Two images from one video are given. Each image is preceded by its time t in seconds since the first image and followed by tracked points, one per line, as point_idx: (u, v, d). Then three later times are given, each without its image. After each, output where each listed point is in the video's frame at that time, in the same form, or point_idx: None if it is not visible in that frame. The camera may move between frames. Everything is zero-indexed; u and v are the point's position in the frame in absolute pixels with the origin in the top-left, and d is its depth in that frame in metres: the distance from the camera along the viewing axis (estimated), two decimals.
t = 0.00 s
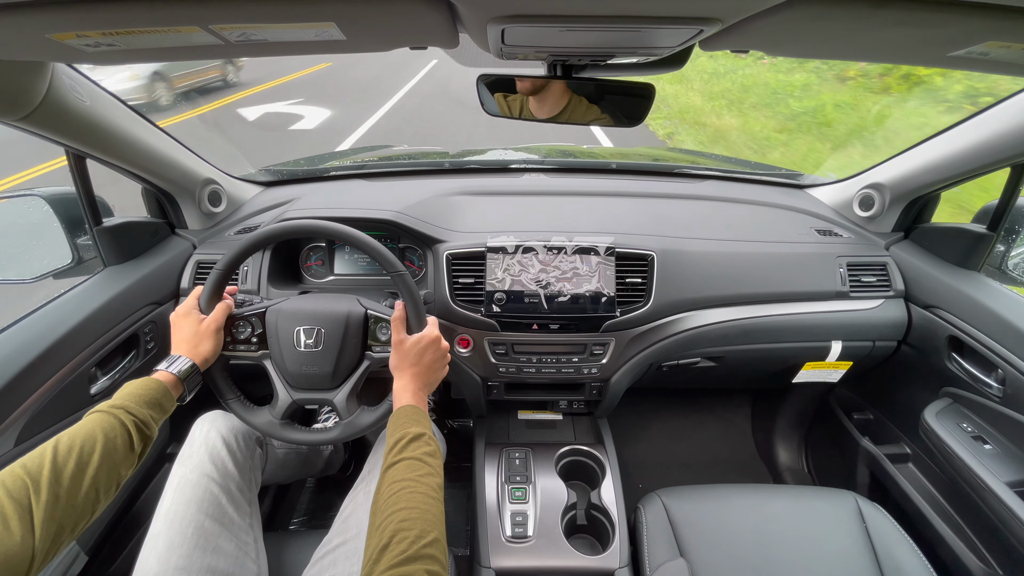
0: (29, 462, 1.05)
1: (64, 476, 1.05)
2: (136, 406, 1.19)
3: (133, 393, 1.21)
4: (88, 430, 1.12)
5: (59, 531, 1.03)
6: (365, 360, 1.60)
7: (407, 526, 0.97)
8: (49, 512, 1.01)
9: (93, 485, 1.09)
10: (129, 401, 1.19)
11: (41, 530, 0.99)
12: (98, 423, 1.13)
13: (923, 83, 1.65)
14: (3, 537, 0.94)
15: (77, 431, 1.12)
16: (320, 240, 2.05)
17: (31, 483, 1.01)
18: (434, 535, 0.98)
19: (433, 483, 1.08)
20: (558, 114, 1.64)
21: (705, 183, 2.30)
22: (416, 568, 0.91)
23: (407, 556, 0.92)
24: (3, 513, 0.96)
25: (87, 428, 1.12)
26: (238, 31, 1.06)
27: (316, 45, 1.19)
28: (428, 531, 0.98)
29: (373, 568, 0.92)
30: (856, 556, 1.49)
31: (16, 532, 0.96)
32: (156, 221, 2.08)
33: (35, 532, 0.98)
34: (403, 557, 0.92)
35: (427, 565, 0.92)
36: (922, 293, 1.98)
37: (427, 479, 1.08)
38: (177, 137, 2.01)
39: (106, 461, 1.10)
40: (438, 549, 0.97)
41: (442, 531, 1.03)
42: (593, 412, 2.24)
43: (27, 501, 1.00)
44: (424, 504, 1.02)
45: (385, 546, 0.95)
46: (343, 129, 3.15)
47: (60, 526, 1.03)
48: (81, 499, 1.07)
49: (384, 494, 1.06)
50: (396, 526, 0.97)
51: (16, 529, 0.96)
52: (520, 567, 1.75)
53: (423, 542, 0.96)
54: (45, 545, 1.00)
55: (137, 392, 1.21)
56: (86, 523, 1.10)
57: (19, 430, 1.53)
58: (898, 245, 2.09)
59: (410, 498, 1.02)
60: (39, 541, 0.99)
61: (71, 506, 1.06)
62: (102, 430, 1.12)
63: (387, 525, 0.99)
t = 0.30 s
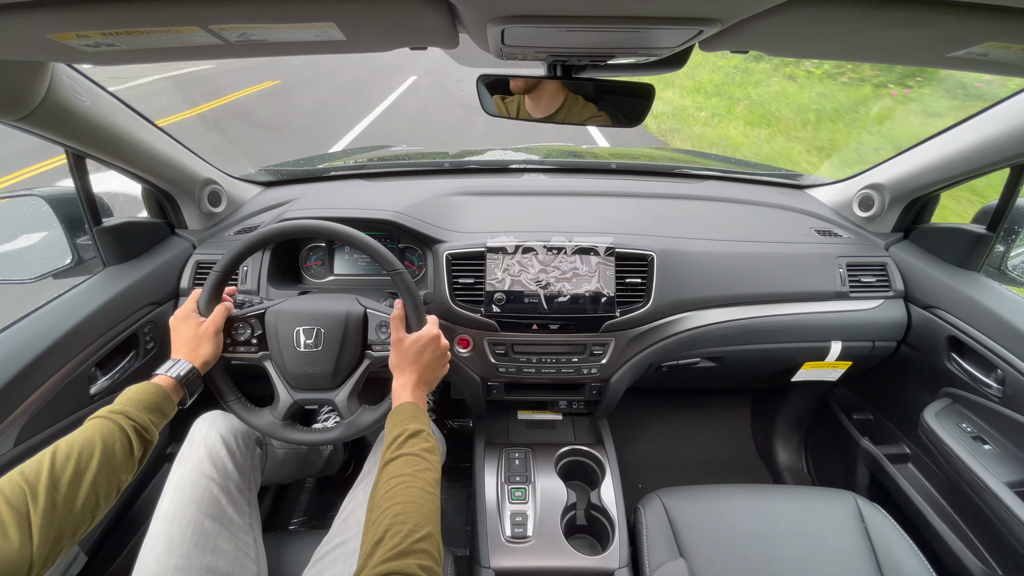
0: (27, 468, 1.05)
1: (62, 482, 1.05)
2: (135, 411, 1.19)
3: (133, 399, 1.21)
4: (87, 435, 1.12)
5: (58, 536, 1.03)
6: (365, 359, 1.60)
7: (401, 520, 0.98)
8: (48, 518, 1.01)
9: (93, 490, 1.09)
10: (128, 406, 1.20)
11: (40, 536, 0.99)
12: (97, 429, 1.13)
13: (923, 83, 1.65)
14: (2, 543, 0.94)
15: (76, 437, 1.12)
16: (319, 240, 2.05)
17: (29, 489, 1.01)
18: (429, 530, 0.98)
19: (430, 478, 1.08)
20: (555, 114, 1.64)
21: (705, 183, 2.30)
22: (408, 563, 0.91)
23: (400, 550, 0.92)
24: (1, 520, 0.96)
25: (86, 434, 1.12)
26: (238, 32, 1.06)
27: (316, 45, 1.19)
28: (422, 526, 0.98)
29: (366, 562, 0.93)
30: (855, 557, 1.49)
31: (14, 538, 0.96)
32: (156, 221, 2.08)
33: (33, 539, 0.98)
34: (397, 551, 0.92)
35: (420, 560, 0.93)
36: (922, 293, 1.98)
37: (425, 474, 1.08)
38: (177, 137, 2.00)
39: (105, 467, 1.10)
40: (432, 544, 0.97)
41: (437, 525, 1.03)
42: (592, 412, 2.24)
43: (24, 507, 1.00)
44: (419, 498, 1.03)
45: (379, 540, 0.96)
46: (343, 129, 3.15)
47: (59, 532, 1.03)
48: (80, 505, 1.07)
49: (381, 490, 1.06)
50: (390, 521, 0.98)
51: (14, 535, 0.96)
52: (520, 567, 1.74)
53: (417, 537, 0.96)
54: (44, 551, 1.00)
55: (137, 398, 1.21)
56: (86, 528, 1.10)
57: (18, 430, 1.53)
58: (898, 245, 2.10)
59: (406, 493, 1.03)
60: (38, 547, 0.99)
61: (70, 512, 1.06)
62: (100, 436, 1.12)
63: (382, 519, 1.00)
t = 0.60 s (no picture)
0: (27, 469, 1.05)
1: (62, 482, 1.05)
2: (136, 411, 1.19)
3: (134, 399, 1.21)
4: (87, 435, 1.12)
5: (57, 536, 1.03)
6: (365, 359, 1.60)
7: (398, 521, 0.98)
8: (47, 518, 1.01)
9: (92, 491, 1.09)
10: (128, 406, 1.19)
11: (39, 536, 0.99)
12: (97, 429, 1.13)
13: (923, 84, 1.65)
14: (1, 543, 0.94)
15: (76, 437, 1.11)
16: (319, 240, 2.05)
17: (29, 489, 1.01)
18: (426, 531, 0.99)
19: (428, 480, 1.08)
20: (554, 114, 1.64)
21: (705, 183, 2.30)
22: (406, 564, 0.91)
23: (398, 552, 0.93)
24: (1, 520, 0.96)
25: (86, 434, 1.12)
26: (238, 32, 1.06)
27: (317, 46, 1.19)
28: (419, 528, 0.98)
29: (364, 564, 0.93)
30: (856, 558, 1.49)
31: (14, 538, 0.96)
32: (156, 221, 2.08)
33: (33, 538, 0.98)
34: (394, 552, 0.93)
35: (418, 561, 0.93)
36: (922, 293, 1.98)
37: (423, 475, 1.08)
38: (177, 137, 2.00)
39: (105, 467, 1.10)
40: (430, 545, 0.98)
41: (434, 527, 1.03)
42: (593, 413, 2.24)
43: (24, 507, 1.00)
44: (417, 500, 1.03)
45: (377, 541, 0.96)
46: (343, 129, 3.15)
47: (58, 533, 1.03)
48: (79, 504, 1.07)
49: (379, 491, 1.07)
50: (387, 522, 0.98)
51: (14, 536, 0.96)
52: (520, 568, 1.74)
53: (414, 538, 0.96)
54: (44, 551, 1.00)
55: (138, 398, 1.21)
56: (86, 528, 1.10)
57: (18, 431, 1.52)
58: (898, 246, 2.10)
59: (403, 494, 1.03)
60: (37, 547, 0.99)
61: (70, 512, 1.05)
62: (100, 436, 1.12)
63: (380, 520, 1.00)
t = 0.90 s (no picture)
0: (29, 474, 1.05)
1: (62, 487, 1.05)
2: (137, 415, 1.19)
3: (136, 403, 1.22)
4: (89, 440, 1.12)
5: (58, 540, 1.03)
6: (366, 359, 1.60)
7: (396, 520, 0.98)
8: (48, 522, 1.01)
9: (93, 495, 1.09)
10: (130, 410, 1.20)
11: (40, 540, 0.99)
12: (98, 434, 1.13)
13: (923, 84, 1.65)
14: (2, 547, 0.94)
15: (77, 442, 1.12)
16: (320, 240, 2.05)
17: (30, 494, 1.02)
18: (424, 530, 0.99)
19: (427, 479, 1.08)
20: (553, 114, 1.64)
21: (705, 183, 2.30)
22: (404, 563, 0.91)
23: (396, 551, 0.93)
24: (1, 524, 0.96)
25: (87, 439, 1.12)
26: (238, 32, 1.05)
27: (317, 46, 1.19)
28: (417, 527, 0.98)
29: (362, 563, 0.93)
30: (856, 558, 1.49)
31: (14, 542, 0.96)
32: (156, 221, 2.08)
33: (33, 542, 0.98)
34: (392, 551, 0.93)
35: (416, 560, 0.93)
36: (923, 293, 1.98)
37: (421, 475, 1.08)
38: (177, 137, 2.00)
39: (106, 471, 1.10)
40: (428, 544, 0.98)
41: (433, 526, 1.03)
42: (593, 413, 2.24)
43: (24, 511, 1.00)
44: (415, 500, 1.03)
45: (375, 540, 0.96)
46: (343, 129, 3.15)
47: (59, 537, 1.03)
48: (80, 508, 1.07)
49: (378, 491, 1.07)
50: (386, 522, 0.98)
51: (15, 540, 0.96)
52: (520, 568, 1.74)
53: (412, 537, 0.96)
54: (45, 554, 1.00)
55: (139, 403, 1.22)
56: (87, 533, 1.10)
57: (18, 431, 1.52)
58: (898, 246, 2.10)
59: (402, 494, 1.03)
60: (38, 551, 0.99)
61: (71, 516, 1.05)
62: (102, 440, 1.12)
63: (379, 520, 1.00)
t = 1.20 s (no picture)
0: (27, 478, 1.05)
1: (60, 490, 1.06)
2: (136, 418, 1.20)
3: (135, 406, 1.22)
4: (88, 444, 1.12)
5: (57, 544, 1.03)
6: (366, 358, 1.60)
7: (397, 518, 0.98)
8: (46, 526, 1.02)
9: (92, 498, 1.09)
10: (129, 413, 1.20)
11: (38, 544, 0.99)
12: (97, 438, 1.13)
13: (924, 84, 1.65)
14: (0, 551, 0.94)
15: (77, 446, 1.12)
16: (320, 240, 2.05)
17: (28, 498, 1.02)
18: (424, 527, 0.99)
19: (427, 477, 1.08)
20: (552, 114, 1.64)
21: (705, 184, 2.30)
22: (405, 560, 0.91)
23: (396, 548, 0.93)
24: None
25: (86, 443, 1.12)
26: (239, 32, 1.05)
27: (318, 46, 1.19)
28: (417, 524, 0.98)
29: (363, 560, 0.93)
30: (856, 559, 1.49)
31: (12, 546, 0.96)
32: (157, 221, 2.08)
33: (32, 545, 0.98)
34: (392, 548, 0.93)
35: (417, 557, 0.93)
36: (923, 293, 1.98)
37: (421, 472, 1.08)
38: (178, 138, 2.01)
39: (104, 475, 1.11)
40: (429, 541, 0.97)
41: (434, 523, 1.03)
42: (593, 413, 2.24)
43: (23, 515, 1.00)
44: (416, 497, 1.03)
45: (376, 537, 0.96)
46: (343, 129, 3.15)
47: (57, 540, 1.03)
48: (78, 512, 1.07)
49: (379, 489, 1.07)
50: (387, 519, 0.98)
51: (13, 543, 0.96)
52: (520, 568, 1.74)
53: (411, 534, 0.96)
54: (43, 558, 1.00)
55: (139, 405, 1.22)
56: (85, 537, 1.10)
57: (18, 431, 1.52)
58: (899, 246, 2.10)
59: (402, 492, 1.03)
60: (36, 554, 0.99)
61: (69, 520, 1.06)
62: (100, 444, 1.13)
63: (380, 518, 1.00)
